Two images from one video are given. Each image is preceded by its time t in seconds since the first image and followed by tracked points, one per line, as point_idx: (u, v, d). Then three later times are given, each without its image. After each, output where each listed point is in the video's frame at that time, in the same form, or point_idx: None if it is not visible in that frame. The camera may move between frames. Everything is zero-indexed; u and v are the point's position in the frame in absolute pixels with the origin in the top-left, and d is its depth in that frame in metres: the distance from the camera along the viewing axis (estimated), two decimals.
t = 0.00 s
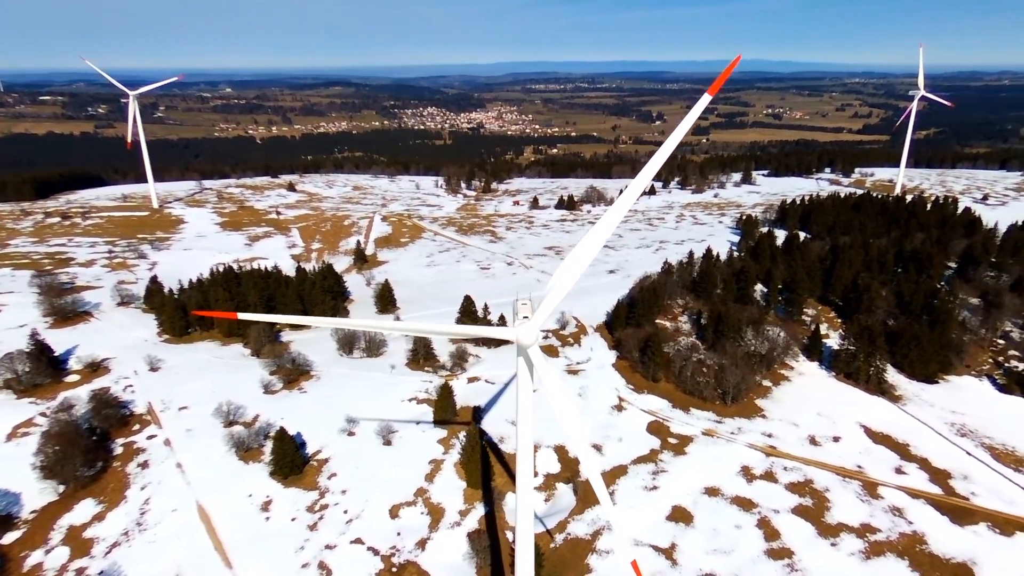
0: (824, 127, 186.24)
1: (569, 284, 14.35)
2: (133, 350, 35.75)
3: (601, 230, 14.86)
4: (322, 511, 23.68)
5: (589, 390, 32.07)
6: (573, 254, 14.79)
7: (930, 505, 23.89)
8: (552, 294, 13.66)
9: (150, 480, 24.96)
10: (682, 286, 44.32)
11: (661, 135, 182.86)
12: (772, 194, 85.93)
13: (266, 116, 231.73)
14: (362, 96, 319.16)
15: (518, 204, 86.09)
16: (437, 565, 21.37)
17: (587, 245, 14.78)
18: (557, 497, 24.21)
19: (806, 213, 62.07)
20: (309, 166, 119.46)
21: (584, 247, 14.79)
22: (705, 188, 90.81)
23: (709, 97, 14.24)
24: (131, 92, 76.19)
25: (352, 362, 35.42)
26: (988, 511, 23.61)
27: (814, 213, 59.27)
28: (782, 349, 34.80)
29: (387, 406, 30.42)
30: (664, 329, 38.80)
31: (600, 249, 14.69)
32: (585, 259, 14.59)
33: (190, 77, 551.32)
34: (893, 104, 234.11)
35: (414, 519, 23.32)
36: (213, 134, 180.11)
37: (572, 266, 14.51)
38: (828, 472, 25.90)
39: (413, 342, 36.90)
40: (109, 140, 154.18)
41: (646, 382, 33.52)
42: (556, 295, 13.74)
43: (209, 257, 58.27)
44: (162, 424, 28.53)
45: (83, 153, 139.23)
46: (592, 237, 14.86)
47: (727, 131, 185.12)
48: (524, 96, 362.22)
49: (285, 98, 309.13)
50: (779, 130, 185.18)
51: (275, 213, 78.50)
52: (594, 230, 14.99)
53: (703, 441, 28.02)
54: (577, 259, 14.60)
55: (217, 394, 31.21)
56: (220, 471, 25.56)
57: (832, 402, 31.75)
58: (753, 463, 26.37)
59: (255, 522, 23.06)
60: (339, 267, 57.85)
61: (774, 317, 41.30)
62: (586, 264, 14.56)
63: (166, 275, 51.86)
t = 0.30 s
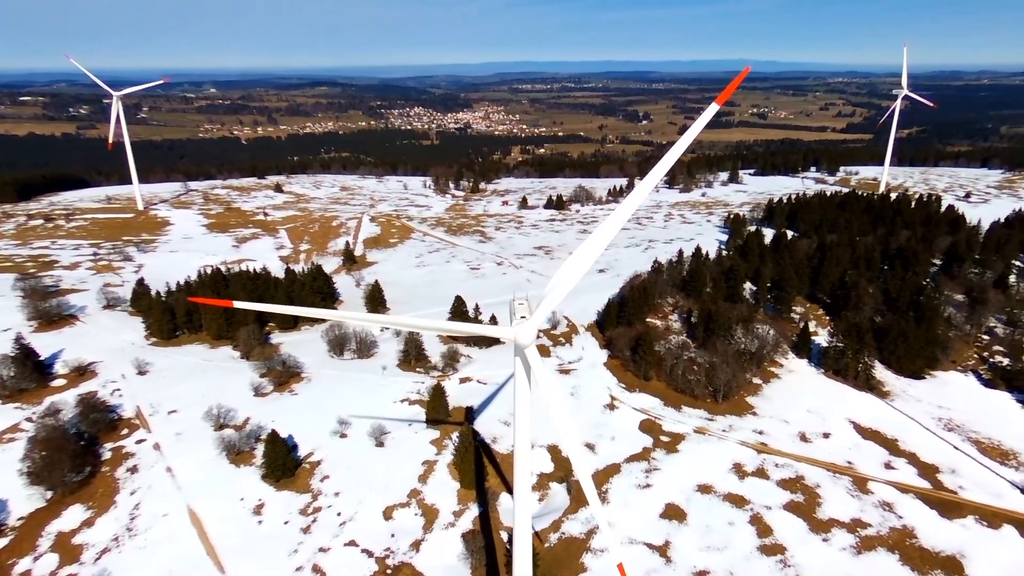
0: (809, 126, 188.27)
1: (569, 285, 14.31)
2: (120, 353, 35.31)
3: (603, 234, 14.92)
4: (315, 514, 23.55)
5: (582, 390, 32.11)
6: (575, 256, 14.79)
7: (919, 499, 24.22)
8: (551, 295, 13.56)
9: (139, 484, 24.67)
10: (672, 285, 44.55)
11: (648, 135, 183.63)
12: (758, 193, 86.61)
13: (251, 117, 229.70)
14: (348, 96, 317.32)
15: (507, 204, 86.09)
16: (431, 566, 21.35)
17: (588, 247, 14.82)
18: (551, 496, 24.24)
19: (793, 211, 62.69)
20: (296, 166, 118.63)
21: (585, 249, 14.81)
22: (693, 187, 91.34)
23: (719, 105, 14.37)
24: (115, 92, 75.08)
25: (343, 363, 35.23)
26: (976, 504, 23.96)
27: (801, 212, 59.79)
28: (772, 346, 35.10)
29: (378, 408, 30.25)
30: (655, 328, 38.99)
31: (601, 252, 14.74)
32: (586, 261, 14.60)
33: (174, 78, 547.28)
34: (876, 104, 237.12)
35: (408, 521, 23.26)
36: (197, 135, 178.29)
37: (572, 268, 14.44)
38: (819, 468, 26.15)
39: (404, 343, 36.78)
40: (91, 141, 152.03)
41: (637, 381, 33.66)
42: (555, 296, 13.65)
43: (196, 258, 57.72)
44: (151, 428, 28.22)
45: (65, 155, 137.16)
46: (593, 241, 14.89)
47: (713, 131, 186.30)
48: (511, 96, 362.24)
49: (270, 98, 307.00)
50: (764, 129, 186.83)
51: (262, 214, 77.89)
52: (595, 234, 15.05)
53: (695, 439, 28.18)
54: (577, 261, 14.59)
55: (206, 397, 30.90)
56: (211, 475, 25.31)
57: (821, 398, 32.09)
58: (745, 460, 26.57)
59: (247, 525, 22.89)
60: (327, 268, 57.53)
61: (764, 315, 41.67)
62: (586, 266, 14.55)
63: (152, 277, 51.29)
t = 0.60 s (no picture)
0: (795, 125, 189.73)
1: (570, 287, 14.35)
2: (109, 357, 34.92)
3: (607, 237, 15.02)
4: (310, 516, 23.45)
5: (575, 388, 32.20)
6: (577, 258, 14.88)
7: (910, 494, 24.49)
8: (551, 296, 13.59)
9: (131, 489, 24.44)
10: (663, 284, 44.73)
11: (637, 134, 184.21)
12: (746, 192, 87.15)
13: (238, 117, 227.63)
14: (336, 96, 315.61)
15: (497, 204, 86.06)
16: (427, 568, 21.33)
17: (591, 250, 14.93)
18: (546, 495, 24.30)
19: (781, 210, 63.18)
20: (284, 167, 117.79)
21: (588, 252, 14.92)
22: (682, 187, 91.80)
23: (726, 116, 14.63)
24: (99, 92, 74.14)
25: (335, 365, 35.05)
26: (966, 498, 24.29)
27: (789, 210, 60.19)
28: (763, 343, 35.38)
29: (372, 409, 30.11)
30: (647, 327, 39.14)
31: (604, 256, 14.85)
32: (588, 264, 14.67)
33: (158, 79, 541.54)
34: (861, 103, 239.49)
35: (403, 522, 23.21)
36: (183, 136, 176.60)
37: (573, 270, 14.52)
38: (811, 464, 26.37)
39: (396, 344, 36.66)
40: (75, 143, 150.02)
41: (630, 379, 33.80)
42: (554, 297, 13.70)
43: (184, 260, 57.21)
44: (141, 432, 27.95)
45: (48, 156, 135.18)
46: (597, 244, 15.00)
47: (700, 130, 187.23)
48: (499, 96, 361.83)
49: (256, 99, 304.40)
50: (750, 128, 188.11)
51: (251, 215, 77.33)
52: (599, 237, 15.17)
53: (689, 437, 28.33)
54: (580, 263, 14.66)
55: (198, 400, 30.66)
56: (204, 479, 25.12)
57: (812, 395, 32.37)
58: (738, 457, 26.76)
59: (241, 528, 22.75)
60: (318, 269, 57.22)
61: (754, 313, 41.99)
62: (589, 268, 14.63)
63: (140, 280, 50.75)
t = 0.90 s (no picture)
0: (782, 124, 190.95)
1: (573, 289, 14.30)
2: (98, 360, 34.57)
3: (612, 238, 14.93)
4: (305, 518, 23.35)
5: (569, 388, 32.25)
6: (581, 259, 14.80)
7: (902, 490, 24.76)
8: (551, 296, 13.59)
9: (123, 493, 24.21)
10: (655, 283, 44.87)
11: (626, 134, 184.69)
12: (736, 191, 87.62)
13: (226, 117, 225.85)
14: (324, 97, 314.00)
15: (488, 204, 86.03)
16: (424, 568, 21.32)
17: (596, 252, 14.88)
18: (542, 494, 24.36)
19: (771, 209, 63.61)
20: (273, 167, 116.99)
21: (592, 254, 14.87)
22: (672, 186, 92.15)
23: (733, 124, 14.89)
24: (85, 92, 73.15)
25: (327, 366, 34.93)
26: (957, 493, 24.58)
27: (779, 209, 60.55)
28: (755, 341, 35.65)
29: (366, 410, 30.02)
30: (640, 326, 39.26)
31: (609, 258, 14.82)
32: (591, 266, 14.63)
33: (145, 79, 537.09)
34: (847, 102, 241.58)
35: (398, 523, 23.17)
36: (169, 137, 174.92)
37: (576, 271, 14.48)
38: (804, 461, 26.58)
39: (389, 345, 36.57)
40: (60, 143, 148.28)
41: (623, 378, 33.89)
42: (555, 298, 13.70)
43: (173, 262, 56.71)
44: (133, 435, 27.69)
45: (32, 157, 133.41)
46: (601, 245, 14.95)
47: (689, 130, 187.98)
48: (489, 96, 361.24)
49: (244, 99, 302.00)
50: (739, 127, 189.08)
51: (240, 216, 76.81)
52: (605, 238, 15.09)
53: (683, 435, 28.46)
54: (584, 265, 14.61)
55: (190, 403, 30.42)
56: (197, 482, 24.92)
57: (804, 392, 32.64)
58: (732, 455, 26.92)
59: (235, 531, 22.60)
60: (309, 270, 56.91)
61: (746, 312, 42.26)
62: (592, 271, 14.61)
63: (129, 282, 50.27)
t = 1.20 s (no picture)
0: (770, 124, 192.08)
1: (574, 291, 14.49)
2: (89, 363, 34.22)
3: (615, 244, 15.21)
4: (300, 520, 23.27)
5: (563, 387, 32.31)
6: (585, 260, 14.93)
7: (895, 485, 25.00)
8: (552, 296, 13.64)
9: (116, 496, 24.01)
10: (648, 282, 44.99)
11: (615, 134, 185.00)
12: (726, 190, 88.06)
13: (213, 118, 224.06)
14: (313, 97, 312.10)
15: (480, 204, 85.99)
16: (421, 569, 21.33)
17: (598, 257, 15.05)
18: (539, 494, 24.43)
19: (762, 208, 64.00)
20: (262, 167, 116.28)
21: (593, 258, 15.03)
22: (663, 185, 92.48)
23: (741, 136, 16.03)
24: (72, 93, 72.45)
25: (321, 367, 34.79)
26: (948, 489, 24.85)
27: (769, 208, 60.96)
28: (747, 340, 35.92)
29: (361, 411, 29.96)
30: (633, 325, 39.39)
31: (611, 264, 15.01)
32: (593, 270, 14.79)
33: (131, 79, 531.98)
34: (835, 102, 243.34)
35: (395, 524, 23.15)
36: (156, 138, 173.21)
37: (579, 273, 14.62)
38: (798, 458, 26.79)
39: (382, 346, 36.49)
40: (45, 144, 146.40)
41: (618, 377, 33.98)
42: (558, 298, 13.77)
43: (163, 263, 56.24)
44: (125, 439, 27.45)
45: (16, 159, 131.70)
46: (603, 250, 15.13)
47: (678, 130, 188.66)
48: (478, 96, 360.56)
49: (231, 99, 299.74)
50: (727, 127, 190.01)
51: (230, 217, 76.30)
52: (609, 242, 15.30)
53: (677, 433, 28.60)
54: (586, 268, 14.74)
55: (183, 405, 30.18)
56: (191, 485, 24.75)
57: (797, 389, 32.91)
58: (727, 452, 27.08)
59: (230, 534, 22.47)
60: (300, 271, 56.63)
61: (739, 310, 42.51)
62: (594, 275, 14.77)
63: (119, 284, 49.78)
